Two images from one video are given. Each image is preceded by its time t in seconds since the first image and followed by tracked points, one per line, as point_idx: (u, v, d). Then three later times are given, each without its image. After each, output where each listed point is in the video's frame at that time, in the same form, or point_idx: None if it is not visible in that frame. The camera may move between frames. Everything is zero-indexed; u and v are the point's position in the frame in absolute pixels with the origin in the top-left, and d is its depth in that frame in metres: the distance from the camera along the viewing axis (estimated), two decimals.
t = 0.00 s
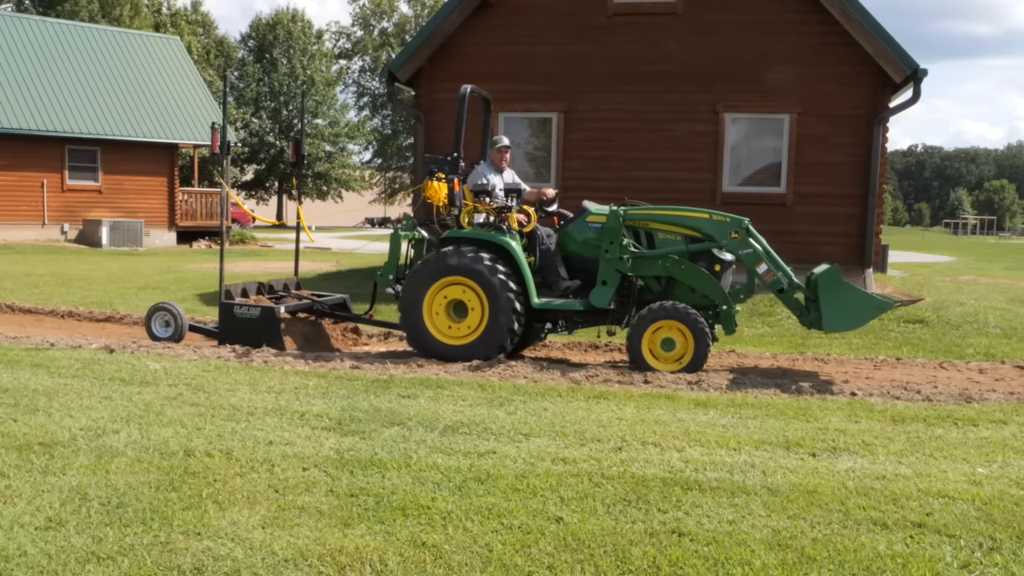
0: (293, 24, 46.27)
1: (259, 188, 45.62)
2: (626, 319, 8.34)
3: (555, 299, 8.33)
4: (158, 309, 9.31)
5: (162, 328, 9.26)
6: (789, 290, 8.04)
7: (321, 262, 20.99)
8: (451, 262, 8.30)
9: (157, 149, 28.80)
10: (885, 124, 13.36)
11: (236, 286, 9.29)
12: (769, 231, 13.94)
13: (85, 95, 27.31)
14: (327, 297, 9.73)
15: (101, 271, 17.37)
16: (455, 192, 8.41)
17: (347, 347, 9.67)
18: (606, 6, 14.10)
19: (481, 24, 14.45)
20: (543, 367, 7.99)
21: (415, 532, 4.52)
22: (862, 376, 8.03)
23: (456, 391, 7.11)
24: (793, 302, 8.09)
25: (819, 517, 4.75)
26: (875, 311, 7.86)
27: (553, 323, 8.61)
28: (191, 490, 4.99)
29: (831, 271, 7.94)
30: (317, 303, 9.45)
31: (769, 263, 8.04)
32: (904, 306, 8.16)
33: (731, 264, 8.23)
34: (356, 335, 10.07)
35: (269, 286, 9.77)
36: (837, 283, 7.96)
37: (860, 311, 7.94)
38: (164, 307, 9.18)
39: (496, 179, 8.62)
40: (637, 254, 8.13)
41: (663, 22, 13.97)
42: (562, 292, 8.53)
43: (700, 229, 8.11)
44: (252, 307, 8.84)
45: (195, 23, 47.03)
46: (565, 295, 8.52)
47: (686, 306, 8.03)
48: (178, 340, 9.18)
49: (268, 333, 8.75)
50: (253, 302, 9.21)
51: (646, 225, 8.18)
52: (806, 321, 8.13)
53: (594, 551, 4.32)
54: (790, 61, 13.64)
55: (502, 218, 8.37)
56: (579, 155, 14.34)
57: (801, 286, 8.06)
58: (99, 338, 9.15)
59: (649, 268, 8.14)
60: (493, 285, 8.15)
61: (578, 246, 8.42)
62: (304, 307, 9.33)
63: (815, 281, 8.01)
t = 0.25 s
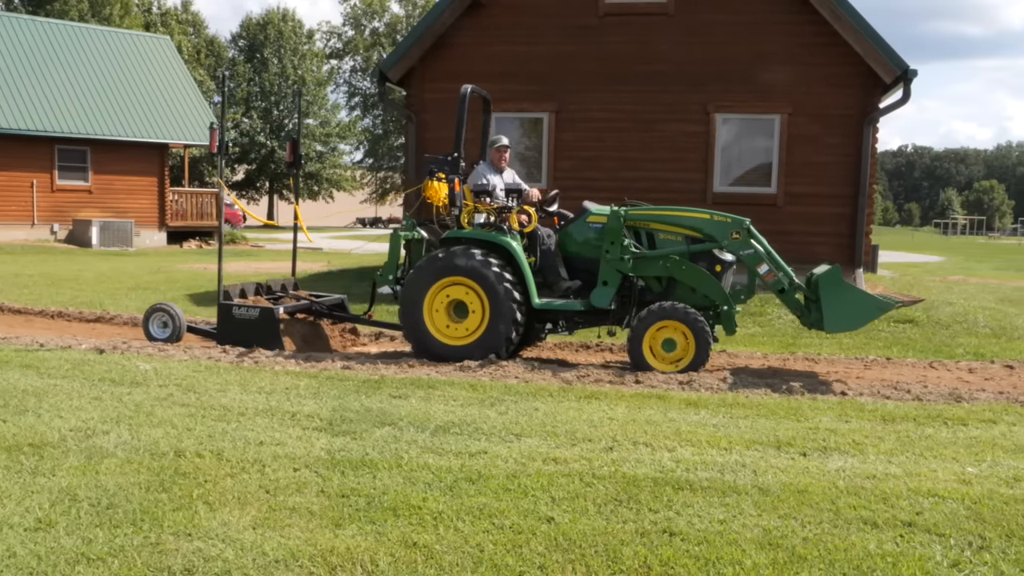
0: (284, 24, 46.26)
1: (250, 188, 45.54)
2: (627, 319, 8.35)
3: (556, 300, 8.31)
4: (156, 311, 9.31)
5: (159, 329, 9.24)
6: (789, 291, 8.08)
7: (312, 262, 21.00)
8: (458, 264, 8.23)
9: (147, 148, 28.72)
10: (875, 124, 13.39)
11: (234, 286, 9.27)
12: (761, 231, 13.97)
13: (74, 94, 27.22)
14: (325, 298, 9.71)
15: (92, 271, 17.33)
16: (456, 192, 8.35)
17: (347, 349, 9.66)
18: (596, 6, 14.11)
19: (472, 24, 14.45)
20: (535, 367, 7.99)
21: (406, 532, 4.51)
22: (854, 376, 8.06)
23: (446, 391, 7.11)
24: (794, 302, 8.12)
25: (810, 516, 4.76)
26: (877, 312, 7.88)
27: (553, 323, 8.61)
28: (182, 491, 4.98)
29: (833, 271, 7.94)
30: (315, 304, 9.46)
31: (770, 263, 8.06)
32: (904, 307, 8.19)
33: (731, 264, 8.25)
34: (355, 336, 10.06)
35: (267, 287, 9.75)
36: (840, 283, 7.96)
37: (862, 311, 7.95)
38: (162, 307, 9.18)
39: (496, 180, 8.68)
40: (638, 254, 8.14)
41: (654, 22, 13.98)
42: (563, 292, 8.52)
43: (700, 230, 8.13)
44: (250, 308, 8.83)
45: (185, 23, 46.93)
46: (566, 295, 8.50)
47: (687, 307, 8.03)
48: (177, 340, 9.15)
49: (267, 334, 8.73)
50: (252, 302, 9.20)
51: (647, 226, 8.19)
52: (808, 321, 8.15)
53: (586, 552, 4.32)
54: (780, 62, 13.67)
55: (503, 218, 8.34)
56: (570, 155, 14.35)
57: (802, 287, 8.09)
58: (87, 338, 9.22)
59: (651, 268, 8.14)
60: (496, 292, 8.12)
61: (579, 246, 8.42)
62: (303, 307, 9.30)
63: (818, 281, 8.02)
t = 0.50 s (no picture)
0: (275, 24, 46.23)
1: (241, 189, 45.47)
2: (627, 320, 8.36)
3: (556, 300, 8.31)
4: (154, 312, 9.29)
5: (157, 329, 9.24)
6: (790, 291, 8.09)
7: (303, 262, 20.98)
8: (465, 264, 8.19)
9: (138, 148, 28.65)
10: (865, 124, 13.43)
11: (232, 287, 9.21)
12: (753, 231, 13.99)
13: (64, 94, 27.14)
14: (322, 299, 9.67)
15: (83, 272, 17.27)
16: (457, 191, 8.34)
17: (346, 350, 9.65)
18: (588, 6, 14.13)
19: (463, 23, 14.44)
20: (526, 367, 7.99)
21: (397, 532, 4.51)
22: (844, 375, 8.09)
23: (438, 391, 7.10)
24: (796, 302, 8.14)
25: (801, 516, 4.78)
26: (878, 313, 7.88)
27: (554, 324, 8.59)
28: (172, 492, 4.97)
29: (835, 271, 7.96)
30: (314, 305, 9.42)
31: (771, 264, 8.05)
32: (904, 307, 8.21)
33: (732, 265, 8.24)
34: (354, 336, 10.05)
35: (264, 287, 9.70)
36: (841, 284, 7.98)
37: (864, 312, 7.95)
38: (161, 308, 9.18)
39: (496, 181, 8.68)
40: (639, 255, 8.13)
41: (645, 22, 14.00)
42: (563, 293, 8.52)
43: (702, 230, 8.12)
44: (250, 309, 8.78)
45: (175, 23, 46.85)
46: (567, 296, 8.51)
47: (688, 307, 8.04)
48: (175, 340, 9.15)
49: (267, 336, 8.69)
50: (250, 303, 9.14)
51: (648, 226, 8.18)
52: (809, 321, 8.16)
53: (577, 551, 4.32)
54: (771, 62, 13.69)
55: (505, 219, 8.32)
56: (562, 156, 14.36)
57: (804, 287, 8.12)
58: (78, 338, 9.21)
59: (652, 269, 8.14)
60: (499, 298, 8.12)
61: (579, 247, 8.43)
62: (302, 308, 9.27)
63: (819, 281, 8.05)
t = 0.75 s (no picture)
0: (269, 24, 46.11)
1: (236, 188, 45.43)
2: (631, 321, 8.36)
3: (560, 301, 8.28)
4: (156, 312, 9.24)
5: (159, 330, 9.22)
6: (795, 292, 8.10)
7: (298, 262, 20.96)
8: (474, 266, 8.16)
9: (132, 148, 28.62)
10: (859, 124, 13.45)
11: (233, 287, 9.14)
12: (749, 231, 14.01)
13: (58, 93, 27.09)
14: (324, 300, 9.64)
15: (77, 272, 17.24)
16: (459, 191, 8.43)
17: (347, 351, 9.64)
18: (582, 7, 14.14)
19: (458, 23, 14.44)
20: (520, 367, 8.00)
21: (391, 533, 4.51)
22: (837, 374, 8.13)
23: (433, 391, 7.10)
24: (800, 304, 8.12)
25: (795, 515, 4.78)
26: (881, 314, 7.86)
27: (557, 325, 8.60)
28: (166, 492, 4.96)
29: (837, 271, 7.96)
30: (315, 305, 9.40)
31: (776, 264, 8.03)
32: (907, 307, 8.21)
33: (736, 265, 8.25)
34: (354, 338, 10.05)
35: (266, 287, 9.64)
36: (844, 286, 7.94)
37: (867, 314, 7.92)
38: (163, 309, 9.13)
39: (499, 180, 8.69)
40: (643, 255, 8.14)
41: (640, 23, 14.01)
42: (567, 293, 8.52)
43: (706, 231, 8.14)
44: (252, 309, 8.72)
45: (169, 23, 46.80)
46: (570, 296, 8.51)
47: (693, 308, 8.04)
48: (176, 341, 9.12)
49: (270, 337, 8.63)
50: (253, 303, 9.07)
51: (652, 226, 8.20)
52: (814, 323, 8.11)
53: (571, 551, 4.33)
54: (765, 62, 13.71)
55: (508, 219, 8.36)
56: (557, 156, 14.36)
57: (808, 287, 8.11)
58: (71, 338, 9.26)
59: (656, 269, 8.16)
60: (504, 305, 8.11)
61: (582, 247, 8.42)
62: (304, 309, 9.23)
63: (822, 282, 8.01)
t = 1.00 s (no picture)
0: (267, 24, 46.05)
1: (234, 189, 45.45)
2: (639, 321, 8.36)
3: (568, 301, 8.31)
4: (163, 313, 9.19)
5: (164, 330, 9.16)
6: (803, 292, 8.08)
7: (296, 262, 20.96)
8: (489, 269, 8.13)
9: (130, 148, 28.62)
10: (858, 124, 13.45)
11: (241, 286, 9.12)
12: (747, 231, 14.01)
13: (55, 94, 27.08)
14: (331, 300, 9.61)
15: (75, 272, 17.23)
16: (468, 191, 8.42)
17: (353, 351, 9.66)
18: (580, 7, 14.14)
19: (456, 23, 14.44)
20: (518, 367, 7.99)
21: (390, 533, 4.50)
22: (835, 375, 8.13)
23: (431, 391, 7.10)
24: (809, 304, 8.10)
25: (794, 515, 4.78)
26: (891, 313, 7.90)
27: (565, 326, 8.57)
28: (164, 493, 4.95)
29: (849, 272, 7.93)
30: (322, 306, 9.40)
31: (784, 264, 8.03)
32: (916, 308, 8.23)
33: (744, 266, 8.24)
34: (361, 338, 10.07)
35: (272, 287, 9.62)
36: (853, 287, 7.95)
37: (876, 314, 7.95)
38: (170, 310, 9.09)
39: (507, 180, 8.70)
40: (652, 255, 8.13)
41: (638, 23, 14.01)
42: (575, 293, 8.52)
43: (714, 231, 8.13)
44: (259, 310, 8.75)
45: (167, 23, 46.81)
46: (578, 296, 8.52)
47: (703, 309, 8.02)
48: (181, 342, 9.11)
49: (276, 337, 8.67)
50: (260, 304, 9.08)
51: (661, 227, 8.19)
52: (822, 323, 8.12)
53: (569, 551, 4.32)
54: (764, 62, 13.72)
55: (517, 219, 8.34)
56: (556, 156, 14.36)
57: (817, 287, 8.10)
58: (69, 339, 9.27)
59: (664, 269, 8.15)
60: (512, 311, 8.11)
61: (589, 247, 8.43)
62: (311, 309, 9.25)
63: (832, 282, 8.00)
